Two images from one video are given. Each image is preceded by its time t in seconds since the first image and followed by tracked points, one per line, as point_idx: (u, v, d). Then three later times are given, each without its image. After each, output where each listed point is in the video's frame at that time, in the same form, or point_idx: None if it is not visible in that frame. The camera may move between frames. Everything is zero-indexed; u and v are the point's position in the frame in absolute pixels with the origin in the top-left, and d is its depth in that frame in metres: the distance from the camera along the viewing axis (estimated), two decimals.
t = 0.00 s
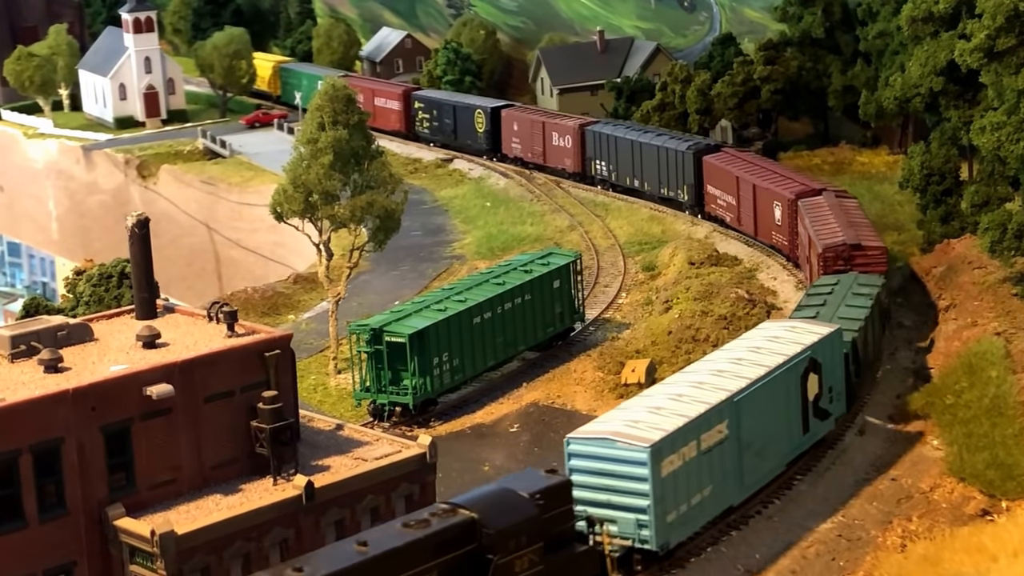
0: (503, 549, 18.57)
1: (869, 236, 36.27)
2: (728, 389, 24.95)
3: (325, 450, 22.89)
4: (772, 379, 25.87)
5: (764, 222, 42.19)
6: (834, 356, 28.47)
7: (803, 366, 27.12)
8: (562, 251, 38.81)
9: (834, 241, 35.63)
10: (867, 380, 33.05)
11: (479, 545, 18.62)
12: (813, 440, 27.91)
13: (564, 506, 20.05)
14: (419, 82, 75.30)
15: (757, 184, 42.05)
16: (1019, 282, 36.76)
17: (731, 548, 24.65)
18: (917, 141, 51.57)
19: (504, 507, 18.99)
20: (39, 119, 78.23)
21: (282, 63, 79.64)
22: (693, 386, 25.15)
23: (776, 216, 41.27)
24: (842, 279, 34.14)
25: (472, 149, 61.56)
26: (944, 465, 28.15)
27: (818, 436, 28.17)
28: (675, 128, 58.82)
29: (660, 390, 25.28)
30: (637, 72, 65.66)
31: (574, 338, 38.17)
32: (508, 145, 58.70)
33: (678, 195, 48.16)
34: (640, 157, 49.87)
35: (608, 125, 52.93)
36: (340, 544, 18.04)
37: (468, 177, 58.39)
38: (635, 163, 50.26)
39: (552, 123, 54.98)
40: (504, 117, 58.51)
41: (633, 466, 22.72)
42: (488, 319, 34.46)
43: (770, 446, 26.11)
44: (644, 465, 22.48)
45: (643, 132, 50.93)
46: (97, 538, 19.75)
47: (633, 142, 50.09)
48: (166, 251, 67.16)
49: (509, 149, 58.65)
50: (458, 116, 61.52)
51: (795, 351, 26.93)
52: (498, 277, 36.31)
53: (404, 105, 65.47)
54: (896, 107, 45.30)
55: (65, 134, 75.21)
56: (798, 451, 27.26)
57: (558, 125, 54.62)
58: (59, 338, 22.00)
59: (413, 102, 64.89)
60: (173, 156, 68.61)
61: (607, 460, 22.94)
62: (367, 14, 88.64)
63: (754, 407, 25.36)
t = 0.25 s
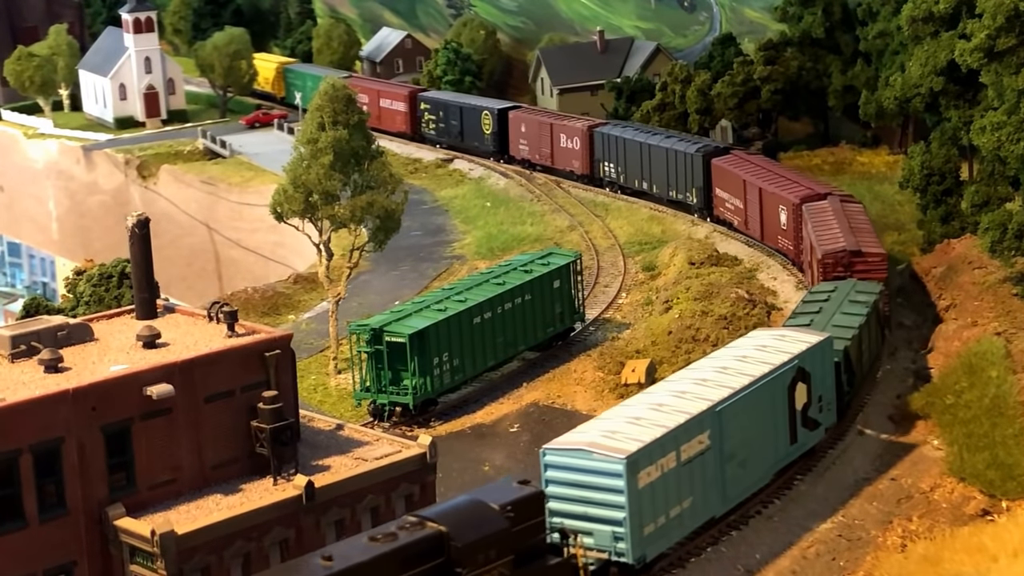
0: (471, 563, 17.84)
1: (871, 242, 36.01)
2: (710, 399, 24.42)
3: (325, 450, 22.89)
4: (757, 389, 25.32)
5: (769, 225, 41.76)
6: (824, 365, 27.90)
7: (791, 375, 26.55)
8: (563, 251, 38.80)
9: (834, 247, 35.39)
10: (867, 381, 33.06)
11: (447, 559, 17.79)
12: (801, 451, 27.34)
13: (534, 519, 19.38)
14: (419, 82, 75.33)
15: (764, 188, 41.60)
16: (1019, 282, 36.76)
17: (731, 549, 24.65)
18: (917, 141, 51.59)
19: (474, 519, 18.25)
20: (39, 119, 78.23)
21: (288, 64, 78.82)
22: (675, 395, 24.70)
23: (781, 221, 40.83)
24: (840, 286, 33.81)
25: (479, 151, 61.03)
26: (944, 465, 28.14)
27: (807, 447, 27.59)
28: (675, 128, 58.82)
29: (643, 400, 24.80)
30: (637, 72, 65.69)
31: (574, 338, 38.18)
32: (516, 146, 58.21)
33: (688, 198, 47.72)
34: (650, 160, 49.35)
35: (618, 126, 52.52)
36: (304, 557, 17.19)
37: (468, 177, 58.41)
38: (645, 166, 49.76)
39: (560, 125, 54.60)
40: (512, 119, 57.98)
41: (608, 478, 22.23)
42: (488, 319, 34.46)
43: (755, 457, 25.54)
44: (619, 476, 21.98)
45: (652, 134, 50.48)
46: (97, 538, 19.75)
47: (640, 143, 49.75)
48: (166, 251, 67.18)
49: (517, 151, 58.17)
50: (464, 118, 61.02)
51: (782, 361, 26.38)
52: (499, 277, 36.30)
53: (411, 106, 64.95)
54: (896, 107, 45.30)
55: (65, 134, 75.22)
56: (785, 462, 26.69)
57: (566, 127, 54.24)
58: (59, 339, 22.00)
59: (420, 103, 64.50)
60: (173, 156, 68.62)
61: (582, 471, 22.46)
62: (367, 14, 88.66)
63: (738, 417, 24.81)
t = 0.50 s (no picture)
0: None
1: (872, 249, 35.82)
2: (690, 411, 23.98)
3: (326, 450, 22.89)
4: (739, 400, 24.87)
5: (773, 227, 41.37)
6: (812, 376, 27.42)
7: (775, 386, 26.10)
8: (563, 251, 38.80)
9: (834, 253, 35.33)
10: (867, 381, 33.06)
11: None
12: (786, 463, 26.89)
13: (502, 532, 18.81)
14: (419, 82, 75.36)
15: (770, 193, 40.93)
16: (1019, 282, 36.75)
17: (731, 549, 24.64)
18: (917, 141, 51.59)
19: (438, 534, 17.66)
20: (38, 119, 78.24)
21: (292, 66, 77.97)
22: (655, 406, 24.31)
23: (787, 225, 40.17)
24: (836, 294, 33.59)
25: (486, 153, 60.42)
26: (944, 465, 28.14)
27: (793, 458, 27.13)
28: (675, 128, 58.78)
29: (624, 410, 24.38)
30: (637, 72, 65.69)
31: (574, 338, 38.18)
32: (524, 148, 57.63)
33: (697, 202, 47.09)
34: (659, 162, 48.75)
35: (626, 128, 51.96)
36: None
37: (468, 177, 58.40)
38: (653, 167, 49.18)
39: (570, 126, 54.08)
40: (519, 120, 57.36)
41: (580, 491, 21.80)
42: (488, 319, 34.46)
43: (736, 470, 25.10)
44: (591, 490, 21.56)
45: (661, 135, 49.80)
46: (97, 538, 19.75)
47: (649, 146, 49.06)
48: (167, 252, 67.19)
49: (525, 152, 57.62)
50: (471, 119, 60.28)
51: (766, 371, 25.92)
52: (498, 278, 36.31)
53: (417, 108, 64.41)
54: (897, 107, 45.30)
55: (65, 134, 75.23)
56: (769, 474, 26.24)
57: (576, 128, 53.75)
58: (59, 339, 21.99)
59: (427, 104, 63.82)
60: (173, 156, 68.63)
61: (553, 483, 22.04)
62: (367, 14, 88.68)
63: (718, 429, 24.37)
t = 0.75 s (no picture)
0: None
1: (873, 255, 35.14)
2: (670, 421, 23.62)
3: (326, 450, 22.89)
4: (721, 410, 24.50)
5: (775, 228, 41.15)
6: (800, 384, 27.01)
7: (762, 395, 25.72)
8: (563, 251, 38.82)
9: (833, 259, 34.80)
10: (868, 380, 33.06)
11: None
12: (773, 472, 26.52)
13: (472, 545, 18.25)
14: (419, 82, 75.38)
15: (776, 197, 40.35)
16: (1019, 282, 36.72)
17: (731, 548, 24.64)
18: (917, 141, 51.58)
19: (405, 547, 17.14)
20: (39, 119, 78.25)
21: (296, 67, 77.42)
22: (637, 415, 24.00)
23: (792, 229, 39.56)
24: (832, 301, 33.01)
25: (494, 154, 59.94)
26: (944, 465, 28.14)
27: (780, 468, 26.78)
28: (675, 128, 58.73)
29: (606, 419, 24.05)
30: (637, 72, 65.71)
31: (574, 338, 38.18)
32: (532, 150, 57.12)
33: (706, 205, 46.52)
34: (668, 164, 48.27)
35: (636, 130, 51.49)
36: None
37: (468, 177, 58.39)
38: (662, 170, 48.68)
39: (578, 128, 53.52)
40: (527, 122, 56.90)
41: (553, 502, 21.53)
42: (488, 318, 34.46)
43: (719, 480, 24.75)
44: (564, 501, 21.29)
45: (670, 137, 49.29)
46: (97, 538, 19.74)
47: (658, 148, 48.58)
48: (167, 252, 67.21)
49: (532, 154, 57.09)
50: (479, 120, 59.78)
51: (750, 380, 25.53)
52: (498, 278, 36.33)
53: (423, 109, 64.02)
54: (896, 107, 45.32)
55: (65, 134, 75.24)
56: (754, 484, 25.87)
57: (584, 130, 53.10)
58: (59, 338, 21.99)
59: (434, 106, 63.36)
60: (173, 156, 68.63)
61: (526, 494, 21.79)
62: (367, 14, 88.69)
63: (699, 440, 24.01)
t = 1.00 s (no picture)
0: None
1: (873, 262, 34.28)
2: (646, 433, 23.01)
3: (326, 450, 22.90)
4: (700, 421, 23.89)
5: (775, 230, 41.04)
6: (785, 396, 26.38)
7: (744, 407, 25.08)
8: (562, 251, 38.82)
9: (830, 267, 34.13)
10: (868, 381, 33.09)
11: None
12: (755, 486, 25.85)
13: (436, 558, 19.38)
14: (419, 82, 75.40)
15: (782, 202, 39.98)
16: (1019, 282, 36.71)
17: (731, 548, 24.66)
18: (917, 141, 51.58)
19: (365, 563, 18.11)
20: (39, 119, 78.26)
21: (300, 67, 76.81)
22: (614, 427, 23.40)
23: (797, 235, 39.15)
24: (826, 309, 32.59)
25: (501, 156, 59.46)
26: (944, 465, 28.14)
27: (764, 481, 26.13)
28: (675, 128, 58.72)
29: (584, 430, 23.46)
30: (637, 72, 65.71)
31: (574, 338, 38.18)
32: (540, 152, 56.63)
33: (715, 208, 46.11)
34: (677, 167, 47.71)
35: (648, 132, 51.04)
36: None
37: (468, 177, 58.40)
38: (672, 173, 48.13)
39: (586, 130, 52.98)
40: (535, 124, 56.46)
41: (521, 516, 20.84)
42: (488, 319, 34.45)
43: (698, 493, 24.11)
44: (532, 515, 20.60)
45: (680, 140, 48.85)
46: (97, 538, 19.74)
47: (667, 150, 48.08)
48: (167, 252, 67.23)
49: (542, 156, 56.61)
50: (486, 122, 59.41)
51: (733, 392, 24.92)
52: (499, 278, 36.33)
53: (429, 110, 63.57)
54: (897, 107, 45.34)
55: (65, 134, 75.25)
56: (736, 497, 25.21)
57: (593, 132, 52.52)
58: (59, 339, 22.00)
59: (440, 107, 62.86)
60: (173, 156, 68.63)
61: (495, 507, 21.10)
62: (367, 14, 88.71)
63: (677, 452, 23.39)
